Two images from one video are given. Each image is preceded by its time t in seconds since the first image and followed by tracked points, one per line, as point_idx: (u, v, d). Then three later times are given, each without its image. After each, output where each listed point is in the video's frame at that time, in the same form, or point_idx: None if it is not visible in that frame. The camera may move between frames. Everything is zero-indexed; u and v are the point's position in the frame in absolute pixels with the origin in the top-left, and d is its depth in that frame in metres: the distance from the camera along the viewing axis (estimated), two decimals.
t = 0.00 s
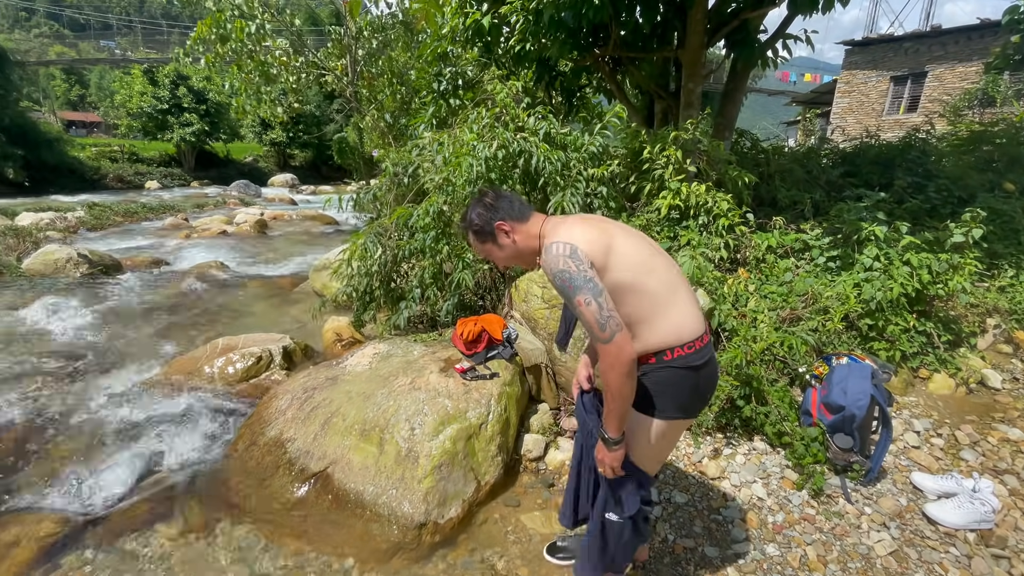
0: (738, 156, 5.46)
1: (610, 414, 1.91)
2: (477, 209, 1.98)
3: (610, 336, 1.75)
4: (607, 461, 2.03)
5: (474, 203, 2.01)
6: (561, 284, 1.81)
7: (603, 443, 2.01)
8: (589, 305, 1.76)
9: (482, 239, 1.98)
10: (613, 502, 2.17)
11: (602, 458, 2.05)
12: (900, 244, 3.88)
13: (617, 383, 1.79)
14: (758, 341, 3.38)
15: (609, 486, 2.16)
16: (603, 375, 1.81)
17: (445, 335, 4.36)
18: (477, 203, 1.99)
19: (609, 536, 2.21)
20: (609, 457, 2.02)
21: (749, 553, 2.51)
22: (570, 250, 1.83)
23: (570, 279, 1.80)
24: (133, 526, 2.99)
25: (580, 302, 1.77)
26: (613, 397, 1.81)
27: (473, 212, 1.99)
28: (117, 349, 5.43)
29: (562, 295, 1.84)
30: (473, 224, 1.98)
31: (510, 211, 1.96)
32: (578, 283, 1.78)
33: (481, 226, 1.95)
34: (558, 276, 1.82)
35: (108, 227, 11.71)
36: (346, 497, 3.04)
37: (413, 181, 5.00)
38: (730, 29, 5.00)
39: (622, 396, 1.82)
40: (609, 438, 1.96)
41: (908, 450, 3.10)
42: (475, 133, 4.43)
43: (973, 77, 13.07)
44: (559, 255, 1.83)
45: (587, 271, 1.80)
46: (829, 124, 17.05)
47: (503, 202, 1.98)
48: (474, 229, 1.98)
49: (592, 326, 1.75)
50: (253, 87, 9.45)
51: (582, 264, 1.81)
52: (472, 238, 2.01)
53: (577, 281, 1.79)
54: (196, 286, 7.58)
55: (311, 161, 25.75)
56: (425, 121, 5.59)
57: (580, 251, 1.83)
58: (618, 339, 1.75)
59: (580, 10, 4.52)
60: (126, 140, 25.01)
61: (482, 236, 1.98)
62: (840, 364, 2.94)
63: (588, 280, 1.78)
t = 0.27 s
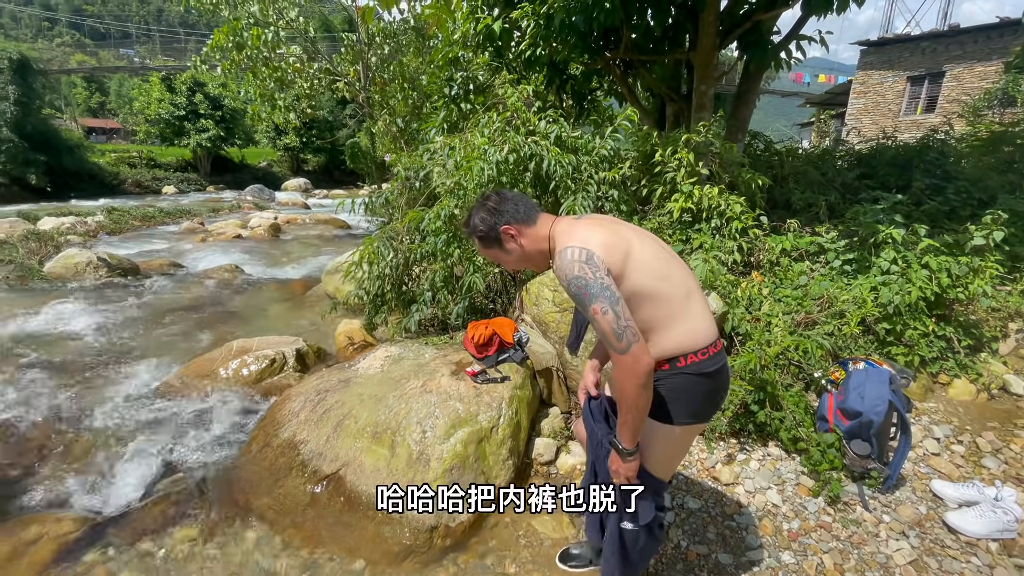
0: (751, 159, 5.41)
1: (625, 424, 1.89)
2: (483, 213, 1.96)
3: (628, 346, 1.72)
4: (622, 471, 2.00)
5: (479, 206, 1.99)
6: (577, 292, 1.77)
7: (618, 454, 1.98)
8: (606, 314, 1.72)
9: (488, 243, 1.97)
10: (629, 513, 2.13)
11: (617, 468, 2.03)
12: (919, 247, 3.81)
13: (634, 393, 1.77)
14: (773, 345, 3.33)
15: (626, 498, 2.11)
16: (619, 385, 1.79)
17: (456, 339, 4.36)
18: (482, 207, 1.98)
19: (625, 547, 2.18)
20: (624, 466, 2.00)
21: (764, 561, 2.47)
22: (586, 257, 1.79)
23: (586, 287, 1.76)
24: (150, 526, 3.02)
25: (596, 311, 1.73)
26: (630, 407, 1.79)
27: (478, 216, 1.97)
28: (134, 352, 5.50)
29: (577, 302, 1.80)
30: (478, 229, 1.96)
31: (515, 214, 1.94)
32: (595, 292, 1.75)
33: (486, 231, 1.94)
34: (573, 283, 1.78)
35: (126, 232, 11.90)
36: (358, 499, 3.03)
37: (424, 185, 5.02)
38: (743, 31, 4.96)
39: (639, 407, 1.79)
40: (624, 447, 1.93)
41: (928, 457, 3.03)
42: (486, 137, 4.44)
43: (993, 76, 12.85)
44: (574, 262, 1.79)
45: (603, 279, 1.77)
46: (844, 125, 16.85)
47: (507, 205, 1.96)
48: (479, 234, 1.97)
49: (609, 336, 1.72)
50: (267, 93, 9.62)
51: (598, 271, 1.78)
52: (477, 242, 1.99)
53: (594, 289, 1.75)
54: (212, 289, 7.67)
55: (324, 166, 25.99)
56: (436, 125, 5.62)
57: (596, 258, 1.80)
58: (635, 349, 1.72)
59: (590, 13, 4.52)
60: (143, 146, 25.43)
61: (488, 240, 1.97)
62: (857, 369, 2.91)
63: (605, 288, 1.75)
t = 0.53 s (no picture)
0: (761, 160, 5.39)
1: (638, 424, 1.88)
2: (490, 214, 1.97)
3: (643, 345, 1.72)
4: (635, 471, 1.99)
5: (486, 208, 2.00)
6: (591, 292, 1.77)
7: (631, 455, 1.98)
8: (621, 313, 1.72)
9: (495, 244, 1.98)
10: (640, 516, 2.13)
11: (630, 469, 2.01)
12: (931, 247, 3.77)
13: (649, 393, 1.76)
14: (784, 347, 3.32)
15: (637, 502, 2.11)
16: (633, 385, 1.78)
17: (466, 340, 4.38)
18: (490, 209, 1.98)
19: (637, 550, 2.18)
20: (637, 467, 1.99)
21: (775, 563, 2.47)
22: (598, 257, 1.79)
23: (600, 287, 1.76)
24: (165, 525, 3.06)
25: (611, 311, 1.73)
26: (645, 406, 1.78)
27: (485, 217, 1.98)
28: (149, 353, 5.58)
29: (591, 302, 1.79)
30: (485, 230, 1.96)
31: (522, 214, 1.96)
32: (610, 291, 1.75)
33: (494, 232, 1.95)
34: (587, 283, 1.78)
35: (140, 236, 12.06)
36: (370, 499, 3.06)
37: (434, 188, 5.05)
38: (752, 33, 4.96)
39: (653, 406, 1.79)
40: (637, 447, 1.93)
41: (941, 459, 3.00)
42: (495, 140, 4.47)
43: (1006, 76, 12.72)
44: (588, 262, 1.79)
45: (617, 278, 1.77)
46: (855, 126, 16.72)
47: (513, 205, 1.98)
48: (486, 236, 1.97)
49: (624, 336, 1.72)
50: (278, 99, 9.72)
51: (611, 271, 1.78)
52: (484, 243, 2.00)
53: (609, 289, 1.75)
54: (224, 292, 7.76)
55: (334, 170, 26.18)
56: (445, 129, 5.66)
57: (609, 258, 1.80)
58: (650, 348, 1.72)
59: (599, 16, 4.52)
60: (157, 151, 25.77)
61: (496, 241, 1.97)
62: (869, 370, 2.90)
63: (619, 288, 1.75)
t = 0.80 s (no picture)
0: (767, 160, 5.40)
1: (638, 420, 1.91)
2: (493, 219, 1.98)
3: (640, 344, 1.74)
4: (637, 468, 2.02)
5: (490, 213, 2.01)
6: (590, 293, 1.79)
7: (632, 452, 2.00)
8: (619, 314, 1.74)
9: (499, 249, 1.99)
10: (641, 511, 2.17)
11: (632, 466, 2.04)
12: (939, 246, 3.77)
13: (647, 390, 1.79)
14: (791, 346, 3.32)
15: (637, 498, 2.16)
16: (632, 382, 1.81)
17: (472, 340, 4.41)
18: (494, 214, 2.00)
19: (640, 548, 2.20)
20: (639, 464, 2.01)
21: (783, 561, 2.47)
22: (597, 259, 1.82)
23: (599, 288, 1.78)
24: (176, 523, 3.10)
25: (609, 311, 1.75)
26: (643, 403, 1.81)
27: (488, 222, 1.99)
28: (159, 354, 5.64)
29: (589, 303, 1.82)
30: (490, 235, 1.98)
31: (526, 219, 1.98)
32: (608, 292, 1.77)
33: (499, 237, 1.97)
34: (586, 285, 1.80)
35: (149, 239, 12.18)
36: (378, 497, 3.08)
37: (441, 190, 5.09)
38: (757, 33, 4.97)
39: (652, 403, 1.82)
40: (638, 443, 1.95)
41: (950, 458, 2.99)
42: (500, 141, 4.49)
43: (1015, 75, 12.64)
44: (586, 264, 1.81)
45: (615, 279, 1.80)
46: (862, 126, 16.65)
47: (518, 211, 1.99)
48: (491, 240, 1.99)
49: (622, 335, 1.74)
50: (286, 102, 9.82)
51: (609, 272, 1.80)
52: (489, 248, 2.01)
53: (607, 290, 1.77)
54: (233, 294, 7.82)
55: (341, 173, 26.31)
56: (451, 131, 5.69)
57: (607, 259, 1.82)
58: (647, 347, 1.75)
59: (604, 18, 4.55)
60: (165, 156, 26.00)
61: (500, 246, 1.99)
62: (876, 369, 2.88)
63: (617, 288, 1.77)
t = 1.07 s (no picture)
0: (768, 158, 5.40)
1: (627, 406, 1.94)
2: (496, 213, 2.01)
3: (630, 332, 1.77)
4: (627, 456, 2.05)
5: (493, 208, 2.04)
6: (583, 283, 1.83)
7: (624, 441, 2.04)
8: (610, 303, 1.78)
9: (501, 243, 2.01)
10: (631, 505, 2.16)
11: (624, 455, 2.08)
12: (941, 243, 3.77)
13: (634, 376, 1.83)
14: (793, 342, 3.31)
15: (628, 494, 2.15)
16: (621, 370, 1.84)
17: (475, 339, 4.41)
18: (497, 208, 2.02)
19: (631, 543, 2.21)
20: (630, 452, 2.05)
21: (786, 557, 2.47)
22: (592, 251, 1.85)
23: (592, 279, 1.82)
24: (179, 522, 3.11)
25: (600, 301, 1.79)
26: (631, 389, 1.84)
27: (492, 216, 2.02)
28: (162, 355, 5.66)
29: (583, 293, 1.86)
30: (493, 229, 2.00)
31: (529, 215, 2.00)
32: (600, 283, 1.81)
33: (501, 230, 1.98)
34: (580, 276, 1.84)
35: (151, 241, 12.21)
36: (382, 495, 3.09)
37: (443, 189, 5.10)
38: (757, 32, 4.98)
39: (639, 390, 1.85)
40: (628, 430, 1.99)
41: (953, 454, 3.00)
42: (502, 141, 4.51)
43: (1015, 74, 12.64)
44: (581, 256, 1.85)
45: (607, 270, 1.83)
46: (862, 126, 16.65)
47: (521, 207, 2.01)
48: (494, 233, 2.01)
49: (611, 324, 1.78)
50: (287, 104, 9.87)
51: (603, 263, 1.83)
52: (491, 242, 2.03)
53: (599, 281, 1.81)
54: (235, 295, 7.84)
55: (342, 175, 26.37)
56: (452, 132, 5.70)
57: (601, 251, 1.86)
58: (637, 335, 1.78)
59: (604, 17, 4.56)
60: (167, 159, 26.08)
61: (502, 240, 2.01)
62: (879, 365, 2.90)
63: (609, 279, 1.81)
